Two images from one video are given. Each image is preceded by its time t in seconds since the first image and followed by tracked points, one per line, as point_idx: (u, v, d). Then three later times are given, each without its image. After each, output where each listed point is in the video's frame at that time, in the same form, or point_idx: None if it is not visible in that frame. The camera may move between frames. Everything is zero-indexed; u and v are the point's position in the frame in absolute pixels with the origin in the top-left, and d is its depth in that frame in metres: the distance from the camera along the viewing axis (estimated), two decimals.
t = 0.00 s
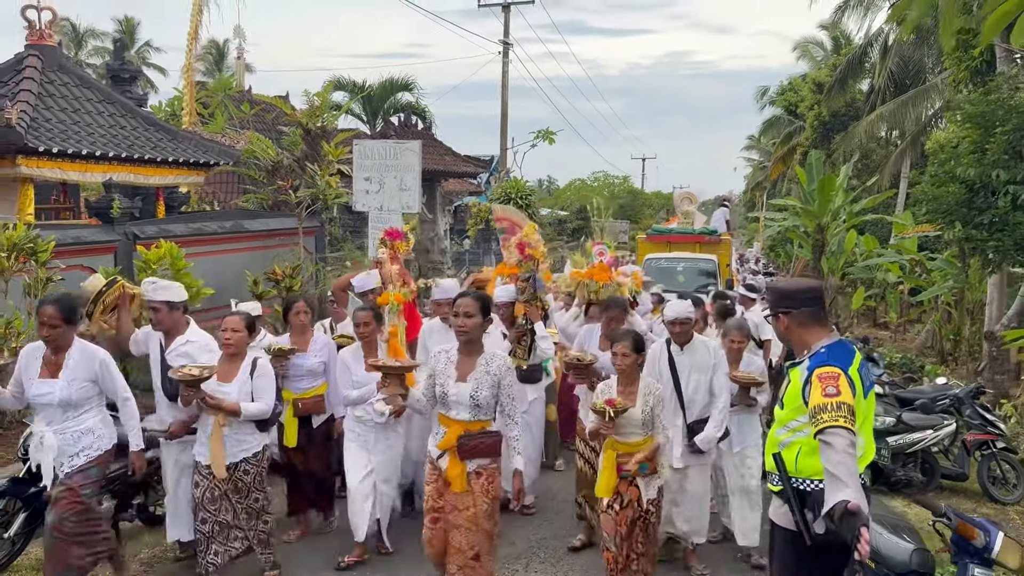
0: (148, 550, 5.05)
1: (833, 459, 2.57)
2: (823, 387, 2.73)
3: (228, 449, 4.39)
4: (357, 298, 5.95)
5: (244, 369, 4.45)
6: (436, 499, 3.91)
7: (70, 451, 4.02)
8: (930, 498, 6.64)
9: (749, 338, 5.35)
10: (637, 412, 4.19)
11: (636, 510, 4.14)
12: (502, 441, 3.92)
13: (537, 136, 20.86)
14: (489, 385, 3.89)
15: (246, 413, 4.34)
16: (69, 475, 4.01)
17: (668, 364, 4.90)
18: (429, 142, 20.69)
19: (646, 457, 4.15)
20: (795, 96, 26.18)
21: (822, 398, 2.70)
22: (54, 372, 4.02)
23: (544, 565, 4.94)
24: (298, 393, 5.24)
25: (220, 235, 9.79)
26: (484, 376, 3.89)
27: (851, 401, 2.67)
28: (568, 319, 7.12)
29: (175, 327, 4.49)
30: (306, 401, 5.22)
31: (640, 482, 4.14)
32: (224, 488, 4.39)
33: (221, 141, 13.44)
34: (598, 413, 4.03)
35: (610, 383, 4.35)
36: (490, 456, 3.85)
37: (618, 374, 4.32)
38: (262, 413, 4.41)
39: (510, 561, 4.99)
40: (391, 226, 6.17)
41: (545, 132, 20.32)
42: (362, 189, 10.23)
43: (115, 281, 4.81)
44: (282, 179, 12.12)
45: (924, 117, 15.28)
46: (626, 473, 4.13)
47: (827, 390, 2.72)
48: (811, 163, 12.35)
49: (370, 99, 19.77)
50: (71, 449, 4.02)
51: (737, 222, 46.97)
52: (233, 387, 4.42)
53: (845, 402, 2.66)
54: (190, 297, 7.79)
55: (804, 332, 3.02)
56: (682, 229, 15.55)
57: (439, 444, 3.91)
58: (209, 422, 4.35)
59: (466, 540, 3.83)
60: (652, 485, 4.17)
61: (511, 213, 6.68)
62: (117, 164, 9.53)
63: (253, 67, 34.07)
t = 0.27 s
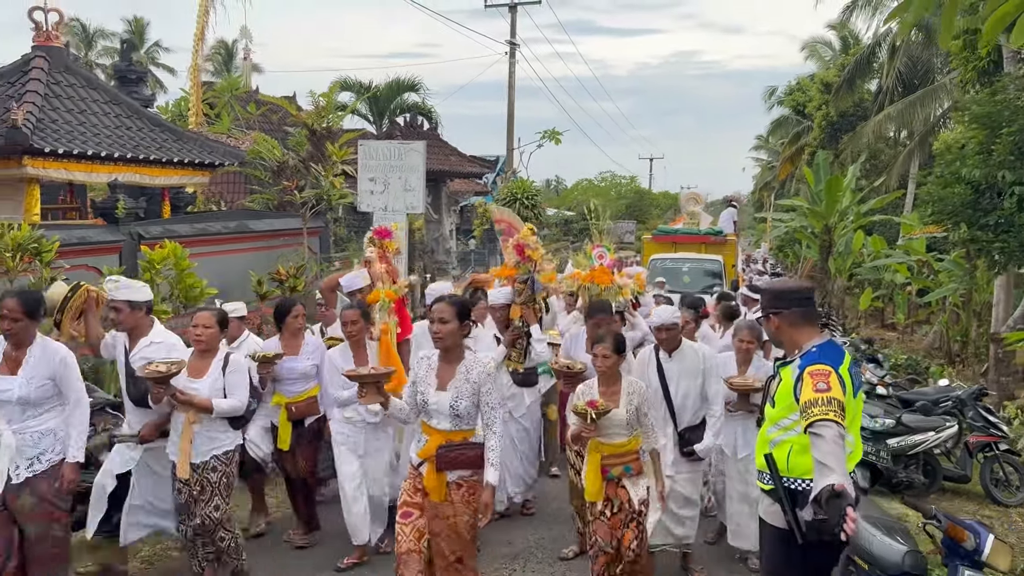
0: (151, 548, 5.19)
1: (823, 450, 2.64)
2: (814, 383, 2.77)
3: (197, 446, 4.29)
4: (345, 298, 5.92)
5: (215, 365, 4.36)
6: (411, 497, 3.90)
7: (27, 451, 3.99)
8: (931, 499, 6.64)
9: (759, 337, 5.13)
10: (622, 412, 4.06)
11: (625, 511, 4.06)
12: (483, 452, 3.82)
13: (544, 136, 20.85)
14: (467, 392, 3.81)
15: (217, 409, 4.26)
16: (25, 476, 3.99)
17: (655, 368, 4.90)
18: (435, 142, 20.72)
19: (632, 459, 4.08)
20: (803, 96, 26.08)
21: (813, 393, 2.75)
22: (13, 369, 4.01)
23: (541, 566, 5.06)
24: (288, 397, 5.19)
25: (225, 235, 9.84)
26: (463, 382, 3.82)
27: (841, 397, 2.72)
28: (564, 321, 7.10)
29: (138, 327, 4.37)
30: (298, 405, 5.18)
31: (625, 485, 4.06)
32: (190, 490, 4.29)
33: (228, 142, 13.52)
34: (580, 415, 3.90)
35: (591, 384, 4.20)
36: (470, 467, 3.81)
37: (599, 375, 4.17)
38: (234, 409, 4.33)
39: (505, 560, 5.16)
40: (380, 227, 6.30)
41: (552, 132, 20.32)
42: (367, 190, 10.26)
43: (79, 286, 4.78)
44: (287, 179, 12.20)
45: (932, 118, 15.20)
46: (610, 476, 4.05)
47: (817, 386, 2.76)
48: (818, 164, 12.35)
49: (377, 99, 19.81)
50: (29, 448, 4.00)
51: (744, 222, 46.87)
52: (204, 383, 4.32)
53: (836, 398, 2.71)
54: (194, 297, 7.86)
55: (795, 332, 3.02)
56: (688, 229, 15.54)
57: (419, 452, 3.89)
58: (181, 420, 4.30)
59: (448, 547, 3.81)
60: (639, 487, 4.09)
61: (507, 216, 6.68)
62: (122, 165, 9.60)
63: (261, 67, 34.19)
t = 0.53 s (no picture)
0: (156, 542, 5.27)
1: (812, 443, 2.70)
2: (806, 379, 2.82)
3: (176, 453, 4.33)
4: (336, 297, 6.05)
5: (193, 371, 4.41)
6: (380, 513, 3.66)
7: None
8: (936, 500, 6.62)
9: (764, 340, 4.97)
10: (611, 424, 4.02)
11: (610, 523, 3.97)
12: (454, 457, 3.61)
13: (552, 135, 20.85)
14: (433, 395, 3.59)
15: (194, 415, 4.27)
16: None
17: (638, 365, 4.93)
18: (443, 141, 20.76)
19: (619, 472, 4.02)
20: (813, 95, 25.99)
21: (805, 389, 2.80)
22: None
23: (541, 563, 5.11)
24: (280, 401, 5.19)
25: (231, 234, 9.89)
26: (426, 384, 3.60)
27: (833, 394, 2.77)
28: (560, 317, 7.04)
29: (77, 322, 4.17)
30: (289, 409, 5.17)
31: (612, 498, 4.00)
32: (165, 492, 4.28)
33: (236, 141, 13.59)
34: (568, 426, 3.84)
35: (583, 394, 4.18)
36: (438, 473, 3.58)
37: (592, 386, 4.15)
38: (214, 415, 4.34)
39: (506, 557, 5.21)
40: (375, 224, 6.04)
41: (560, 132, 20.32)
42: (374, 189, 10.30)
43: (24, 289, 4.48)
44: (295, 178, 12.26)
45: (943, 117, 15.11)
46: (596, 488, 4.00)
47: (809, 382, 2.81)
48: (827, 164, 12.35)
49: (385, 98, 19.86)
50: None
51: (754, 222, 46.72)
52: (183, 389, 4.36)
53: (827, 394, 2.76)
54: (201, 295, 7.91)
55: (788, 330, 3.04)
56: (696, 228, 15.50)
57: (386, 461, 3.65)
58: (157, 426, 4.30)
59: (424, 555, 3.68)
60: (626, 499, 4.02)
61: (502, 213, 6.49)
62: (130, 164, 9.67)
63: (270, 66, 34.33)
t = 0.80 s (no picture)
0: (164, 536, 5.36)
1: (806, 439, 2.82)
2: (802, 375, 2.90)
3: (156, 453, 4.17)
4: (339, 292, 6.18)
5: (173, 369, 4.26)
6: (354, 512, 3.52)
7: None
8: (942, 500, 6.59)
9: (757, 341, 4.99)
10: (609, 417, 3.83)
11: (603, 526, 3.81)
12: (428, 447, 3.55)
13: (562, 133, 20.85)
14: (407, 382, 3.53)
15: (174, 414, 4.13)
16: None
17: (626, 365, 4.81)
18: (452, 140, 20.80)
19: (613, 470, 3.83)
20: (825, 94, 25.87)
21: (801, 385, 2.89)
22: None
23: (545, 560, 5.17)
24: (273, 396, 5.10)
25: (241, 231, 9.95)
26: (400, 371, 3.53)
27: (827, 390, 2.86)
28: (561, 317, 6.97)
29: (27, 316, 4.08)
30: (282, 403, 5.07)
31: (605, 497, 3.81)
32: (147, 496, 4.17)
33: (246, 139, 13.68)
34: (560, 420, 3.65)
35: (581, 385, 4.01)
36: (411, 464, 3.50)
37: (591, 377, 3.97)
38: (194, 415, 4.19)
39: (509, 553, 5.26)
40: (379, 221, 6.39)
41: (570, 131, 20.32)
42: (383, 187, 10.34)
43: None
44: (305, 176, 12.34)
45: (955, 116, 15.02)
46: (590, 486, 3.81)
47: (805, 378, 2.90)
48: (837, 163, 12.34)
49: (396, 97, 19.91)
50: None
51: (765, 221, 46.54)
52: (161, 387, 4.22)
53: (822, 390, 2.85)
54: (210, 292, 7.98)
55: (786, 328, 3.10)
56: (705, 227, 15.47)
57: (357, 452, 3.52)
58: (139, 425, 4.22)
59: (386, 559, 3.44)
60: (620, 500, 3.85)
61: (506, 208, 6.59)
62: (141, 161, 9.74)
63: (282, 65, 34.45)
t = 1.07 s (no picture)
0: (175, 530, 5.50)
1: (809, 433, 3.02)
2: (806, 371, 3.06)
3: (148, 453, 3.93)
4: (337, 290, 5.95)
5: (166, 366, 4.00)
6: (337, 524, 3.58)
7: None
8: (952, 500, 6.57)
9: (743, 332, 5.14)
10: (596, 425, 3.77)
11: (591, 539, 3.75)
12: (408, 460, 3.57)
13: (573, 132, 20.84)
14: (387, 392, 3.54)
15: (167, 414, 3.88)
16: None
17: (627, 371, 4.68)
18: (463, 138, 20.84)
19: (603, 480, 3.79)
20: (838, 93, 25.72)
21: (804, 380, 3.05)
22: None
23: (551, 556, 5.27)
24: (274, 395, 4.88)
25: (252, 229, 10.02)
26: (381, 381, 3.55)
27: (830, 386, 3.02)
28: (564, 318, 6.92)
29: None
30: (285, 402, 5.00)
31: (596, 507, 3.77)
32: (140, 498, 3.91)
33: (258, 138, 13.76)
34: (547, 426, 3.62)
35: (572, 391, 3.97)
36: (392, 477, 3.52)
37: (581, 384, 3.91)
38: (185, 413, 3.93)
39: (516, 550, 5.36)
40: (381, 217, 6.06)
41: (581, 129, 20.31)
42: (394, 186, 10.39)
43: None
44: (316, 174, 12.42)
45: (969, 115, 14.91)
46: (580, 496, 3.77)
47: (808, 374, 3.06)
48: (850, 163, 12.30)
49: (407, 96, 19.96)
50: None
51: (778, 221, 46.32)
52: (154, 384, 3.96)
53: (825, 386, 3.01)
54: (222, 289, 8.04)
55: (790, 325, 3.26)
56: (716, 226, 15.43)
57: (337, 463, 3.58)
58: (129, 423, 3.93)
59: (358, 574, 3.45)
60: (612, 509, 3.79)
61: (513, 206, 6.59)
62: (154, 159, 9.82)
63: (293, 65, 34.58)
